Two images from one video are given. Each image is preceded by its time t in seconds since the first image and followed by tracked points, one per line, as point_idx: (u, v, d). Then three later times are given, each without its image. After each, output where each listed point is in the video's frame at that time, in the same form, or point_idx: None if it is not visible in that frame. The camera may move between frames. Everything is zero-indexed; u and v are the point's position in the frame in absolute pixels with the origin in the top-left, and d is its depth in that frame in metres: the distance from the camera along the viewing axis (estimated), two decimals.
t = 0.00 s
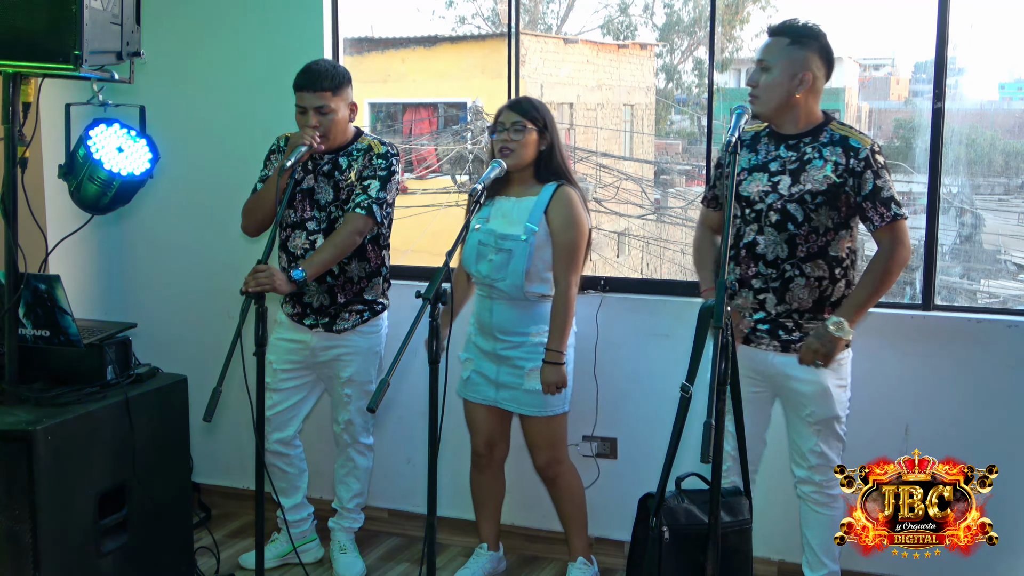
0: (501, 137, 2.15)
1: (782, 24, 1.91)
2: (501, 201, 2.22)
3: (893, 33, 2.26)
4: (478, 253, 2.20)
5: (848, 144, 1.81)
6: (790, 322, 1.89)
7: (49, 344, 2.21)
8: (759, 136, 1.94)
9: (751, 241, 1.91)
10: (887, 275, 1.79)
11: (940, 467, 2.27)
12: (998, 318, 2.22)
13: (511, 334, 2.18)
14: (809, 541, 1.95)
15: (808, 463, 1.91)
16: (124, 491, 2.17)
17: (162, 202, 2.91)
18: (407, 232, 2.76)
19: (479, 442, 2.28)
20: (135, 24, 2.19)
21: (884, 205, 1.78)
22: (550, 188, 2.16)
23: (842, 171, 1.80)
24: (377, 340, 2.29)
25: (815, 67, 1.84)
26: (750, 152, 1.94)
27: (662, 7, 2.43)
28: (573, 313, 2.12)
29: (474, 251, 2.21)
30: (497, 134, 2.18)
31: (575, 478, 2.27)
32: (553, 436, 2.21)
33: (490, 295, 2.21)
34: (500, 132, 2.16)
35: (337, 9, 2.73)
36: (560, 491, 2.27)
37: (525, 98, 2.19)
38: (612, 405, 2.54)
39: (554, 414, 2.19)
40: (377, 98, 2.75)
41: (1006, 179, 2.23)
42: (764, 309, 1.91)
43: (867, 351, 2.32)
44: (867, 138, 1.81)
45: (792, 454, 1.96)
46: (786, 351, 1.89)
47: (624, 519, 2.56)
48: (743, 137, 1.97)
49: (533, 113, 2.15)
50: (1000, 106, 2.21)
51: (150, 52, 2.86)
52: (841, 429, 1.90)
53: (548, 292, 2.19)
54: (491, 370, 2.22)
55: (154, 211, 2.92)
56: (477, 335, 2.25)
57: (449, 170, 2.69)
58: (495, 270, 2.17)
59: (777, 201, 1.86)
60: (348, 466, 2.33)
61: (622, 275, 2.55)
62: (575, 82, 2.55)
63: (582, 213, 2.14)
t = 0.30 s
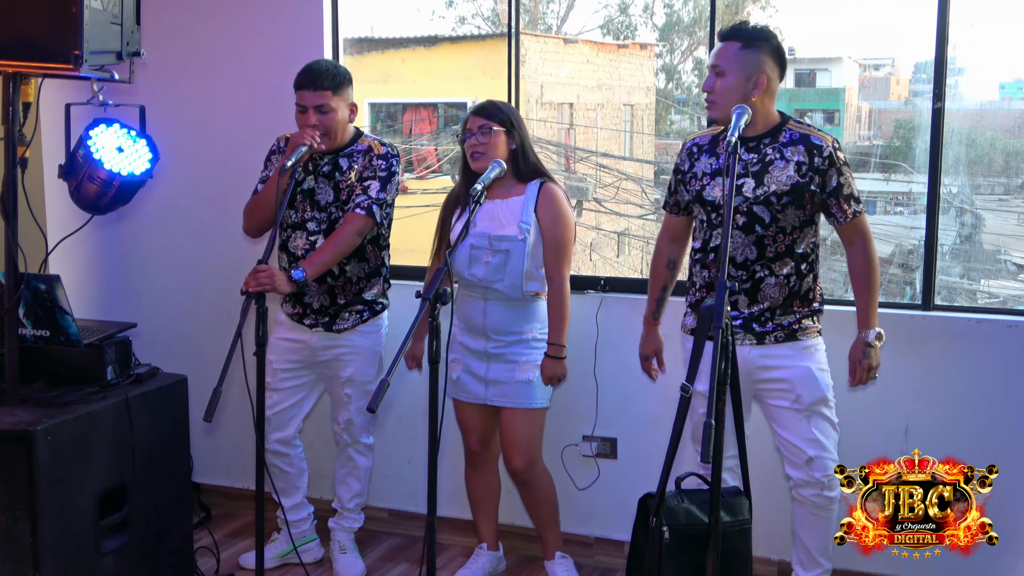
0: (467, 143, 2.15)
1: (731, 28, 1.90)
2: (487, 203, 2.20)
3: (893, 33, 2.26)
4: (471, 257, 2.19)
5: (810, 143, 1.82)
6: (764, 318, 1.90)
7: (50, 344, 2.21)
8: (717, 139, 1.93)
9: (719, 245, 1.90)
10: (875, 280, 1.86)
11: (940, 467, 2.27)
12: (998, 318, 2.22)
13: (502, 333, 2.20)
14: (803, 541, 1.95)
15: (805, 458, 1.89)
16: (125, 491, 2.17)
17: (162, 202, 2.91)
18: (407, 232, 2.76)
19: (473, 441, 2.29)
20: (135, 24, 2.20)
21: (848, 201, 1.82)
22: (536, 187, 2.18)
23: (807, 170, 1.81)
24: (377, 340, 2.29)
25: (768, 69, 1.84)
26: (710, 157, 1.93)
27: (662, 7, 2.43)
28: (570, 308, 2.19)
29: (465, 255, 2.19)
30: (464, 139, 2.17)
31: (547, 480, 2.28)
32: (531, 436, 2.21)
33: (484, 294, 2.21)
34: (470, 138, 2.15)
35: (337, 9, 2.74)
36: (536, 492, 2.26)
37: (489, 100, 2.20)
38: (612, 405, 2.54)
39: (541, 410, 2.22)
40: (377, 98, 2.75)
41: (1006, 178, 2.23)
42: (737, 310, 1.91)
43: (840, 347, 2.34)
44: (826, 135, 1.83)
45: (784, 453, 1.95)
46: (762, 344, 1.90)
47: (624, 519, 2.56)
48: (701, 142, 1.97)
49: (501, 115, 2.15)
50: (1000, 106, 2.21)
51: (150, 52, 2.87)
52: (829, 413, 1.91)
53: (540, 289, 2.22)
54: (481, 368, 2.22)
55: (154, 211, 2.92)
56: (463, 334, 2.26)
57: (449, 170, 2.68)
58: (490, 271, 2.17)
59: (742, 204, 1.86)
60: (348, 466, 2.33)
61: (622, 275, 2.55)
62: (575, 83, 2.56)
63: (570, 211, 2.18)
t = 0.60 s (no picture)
0: (479, 139, 2.16)
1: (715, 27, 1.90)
2: (493, 202, 2.21)
3: (893, 33, 2.26)
4: (487, 256, 2.18)
5: (802, 138, 1.82)
6: (762, 317, 1.89)
7: (49, 344, 2.21)
8: (707, 140, 1.95)
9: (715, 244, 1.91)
10: (860, 273, 1.88)
11: (940, 467, 2.28)
12: (999, 318, 2.22)
13: (521, 329, 2.20)
14: (785, 543, 1.93)
15: (787, 459, 1.90)
16: (125, 490, 2.17)
17: (162, 201, 2.91)
18: (407, 232, 2.76)
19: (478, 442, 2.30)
20: (135, 24, 2.19)
21: (838, 194, 1.83)
22: (537, 181, 2.22)
23: (799, 165, 1.82)
24: (377, 339, 2.29)
25: (753, 68, 1.83)
26: (700, 158, 1.94)
27: (663, 7, 2.43)
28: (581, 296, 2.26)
29: (482, 254, 2.18)
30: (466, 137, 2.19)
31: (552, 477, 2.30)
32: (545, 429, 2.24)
33: (501, 293, 2.20)
34: (479, 135, 2.15)
35: (338, 8, 2.74)
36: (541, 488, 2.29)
37: (480, 99, 2.22)
38: (612, 405, 2.54)
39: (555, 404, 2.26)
40: (377, 97, 2.75)
41: (1006, 179, 2.23)
42: (736, 310, 1.91)
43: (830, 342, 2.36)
44: (816, 129, 1.83)
45: (768, 452, 1.95)
46: (760, 345, 1.90)
47: (624, 518, 2.56)
48: (688, 143, 1.98)
49: (496, 109, 2.18)
50: (1000, 106, 2.21)
51: (150, 51, 2.87)
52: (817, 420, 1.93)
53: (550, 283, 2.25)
54: (499, 369, 2.23)
55: (154, 210, 2.92)
56: (477, 336, 2.23)
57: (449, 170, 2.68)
58: (510, 268, 2.17)
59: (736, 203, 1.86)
60: (348, 465, 2.33)
61: (622, 275, 2.54)
62: (576, 82, 2.55)
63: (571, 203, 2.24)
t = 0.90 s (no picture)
0: (506, 140, 2.16)
1: (733, 28, 1.91)
2: (513, 202, 2.21)
3: (893, 33, 2.26)
4: (512, 256, 2.19)
5: (819, 139, 1.84)
6: (774, 320, 1.88)
7: (49, 345, 2.22)
8: (722, 139, 1.95)
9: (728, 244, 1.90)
10: (877, 276, 1.88)
11: (940, 467, 2.26)
12: (998, 318, 2.22)
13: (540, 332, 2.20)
14: (807, 545, 1.94)
15: (802, 464, 1.90)
16: (125, 491, 2.18)
17: (163, 202, 2.91)
18: (407, 232, 2.76)
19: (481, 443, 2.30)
20: (135, 25, 2.20)
21: (855, 198, 1.84)
22: (557, 183, 2.24)
23: (817, 166, 1.83)
24: (377, 340, 2.29)
25: (771, 65, 1.84)
26: (715, 157, 1.94)
27: (663, 7, 2.43)
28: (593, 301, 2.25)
29: (507, 253, 2.19)
30: (490, 137, 2.18)
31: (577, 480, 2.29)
32: (563, 432, 2.23)
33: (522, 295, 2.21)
34: (503, 135, 2.15)
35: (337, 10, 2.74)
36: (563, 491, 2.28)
37: (503, 99, 2.22)
38: (612, 405, 2.54)
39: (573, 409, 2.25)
40: (377, 98, 2.75)
41: (1006, 179, 2.23)
42: (748, 311, 1.90)
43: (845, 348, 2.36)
44: (834, 132, 1.85)
45: (784, 456, 1.95)
46: (772, 348, 1.89)
47: (625, 519, 2.56)
48: (705, 142, 1.97)
49: (518, 110, 2.18)
50: (1000, 107, 2.21)
51: (150, 53, 2.87)
52: (831, 423, 1.92)
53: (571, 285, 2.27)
54: (517, 372, 2.22)
55: (154, 211, 2.92)
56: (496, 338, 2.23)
57: (449, 170, 2.68)
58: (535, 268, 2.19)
59: (752, 202, 1.86)
60: (348, 466, 2.33)
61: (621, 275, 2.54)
62: (576, 83, 2.55)
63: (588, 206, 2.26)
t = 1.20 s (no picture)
0: (526, 138, 2.17)
1: (781, 24, 1.91)
2: (543, 200, 2.21)
3: (893, 30, 2.26)
4: (536, 251, 2.20)
5: (864, 142, 1.82)
6: (807, 325, 1.89)
7: (49, 343, 2.21)
8: (767, 137, 1.94)
9: (764, 244, 1.90)
10: (912, 287, 1.86)
11: (940, 467, 2.25)
12: (998, 316, 2.22)
13: (565, 332, 2.20)
14: (814, 540, 2.00)
15: (817, 466, 1.94)
16: (125, 489, 2.18)
17: (167, 199, 2.90)
18: (407, 229, 2.76)
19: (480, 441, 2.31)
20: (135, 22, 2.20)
21: (897, 204, 1.82)
22: (591, 184, 2.20)
23: (859, 170, 1.81)
24: (376, 338, 2.28)
25: (819, 63, 1.84)
26: (758, 155, 1.93)
27: (663, 5, 2.42)
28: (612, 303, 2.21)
29: (531, 249, 2.20)
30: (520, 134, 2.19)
31: (593, 479, 2.30)
32: (583, 432, 2.24)
33: (544, 293, 2.21)
34: (526, 133, 2.17)
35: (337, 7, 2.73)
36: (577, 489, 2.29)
37: (545, 98, 2.21)
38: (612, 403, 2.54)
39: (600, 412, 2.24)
40: (377, 95, 2.74)
41: (1006, 177, 2.23)
42: (782, 313, 1.90)
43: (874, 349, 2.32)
44: (879, 135, 1.83)
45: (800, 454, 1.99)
46: (803, 354, 1.89)
47: (625, 517, 2.56)
48: (748, 139, 1.97)
49: (554, 109, 2.17)
50: (1001, 104, 2.21)
51: (150, 50, 2.86)
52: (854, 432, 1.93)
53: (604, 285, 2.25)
54: (542, 373, 2.23)
55: (155, 207, 2.92)
56: (523, 338, 2.24)
57: (449, 167, 2.68)
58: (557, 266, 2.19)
59: (790, 202, 1.86)
60: (348, 464, 2.33)
61: (622, 272, 2.54)
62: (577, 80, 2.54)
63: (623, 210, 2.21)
